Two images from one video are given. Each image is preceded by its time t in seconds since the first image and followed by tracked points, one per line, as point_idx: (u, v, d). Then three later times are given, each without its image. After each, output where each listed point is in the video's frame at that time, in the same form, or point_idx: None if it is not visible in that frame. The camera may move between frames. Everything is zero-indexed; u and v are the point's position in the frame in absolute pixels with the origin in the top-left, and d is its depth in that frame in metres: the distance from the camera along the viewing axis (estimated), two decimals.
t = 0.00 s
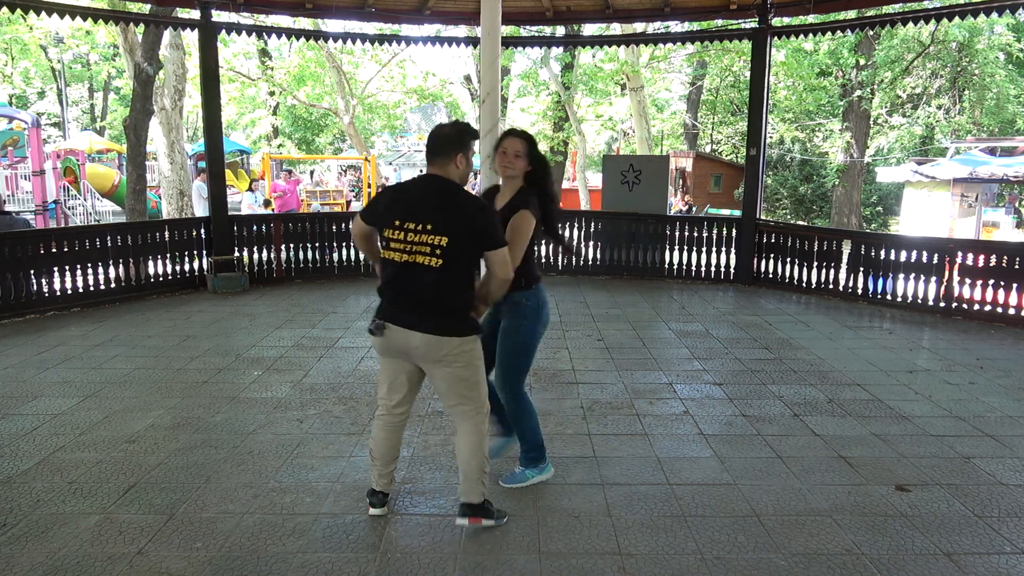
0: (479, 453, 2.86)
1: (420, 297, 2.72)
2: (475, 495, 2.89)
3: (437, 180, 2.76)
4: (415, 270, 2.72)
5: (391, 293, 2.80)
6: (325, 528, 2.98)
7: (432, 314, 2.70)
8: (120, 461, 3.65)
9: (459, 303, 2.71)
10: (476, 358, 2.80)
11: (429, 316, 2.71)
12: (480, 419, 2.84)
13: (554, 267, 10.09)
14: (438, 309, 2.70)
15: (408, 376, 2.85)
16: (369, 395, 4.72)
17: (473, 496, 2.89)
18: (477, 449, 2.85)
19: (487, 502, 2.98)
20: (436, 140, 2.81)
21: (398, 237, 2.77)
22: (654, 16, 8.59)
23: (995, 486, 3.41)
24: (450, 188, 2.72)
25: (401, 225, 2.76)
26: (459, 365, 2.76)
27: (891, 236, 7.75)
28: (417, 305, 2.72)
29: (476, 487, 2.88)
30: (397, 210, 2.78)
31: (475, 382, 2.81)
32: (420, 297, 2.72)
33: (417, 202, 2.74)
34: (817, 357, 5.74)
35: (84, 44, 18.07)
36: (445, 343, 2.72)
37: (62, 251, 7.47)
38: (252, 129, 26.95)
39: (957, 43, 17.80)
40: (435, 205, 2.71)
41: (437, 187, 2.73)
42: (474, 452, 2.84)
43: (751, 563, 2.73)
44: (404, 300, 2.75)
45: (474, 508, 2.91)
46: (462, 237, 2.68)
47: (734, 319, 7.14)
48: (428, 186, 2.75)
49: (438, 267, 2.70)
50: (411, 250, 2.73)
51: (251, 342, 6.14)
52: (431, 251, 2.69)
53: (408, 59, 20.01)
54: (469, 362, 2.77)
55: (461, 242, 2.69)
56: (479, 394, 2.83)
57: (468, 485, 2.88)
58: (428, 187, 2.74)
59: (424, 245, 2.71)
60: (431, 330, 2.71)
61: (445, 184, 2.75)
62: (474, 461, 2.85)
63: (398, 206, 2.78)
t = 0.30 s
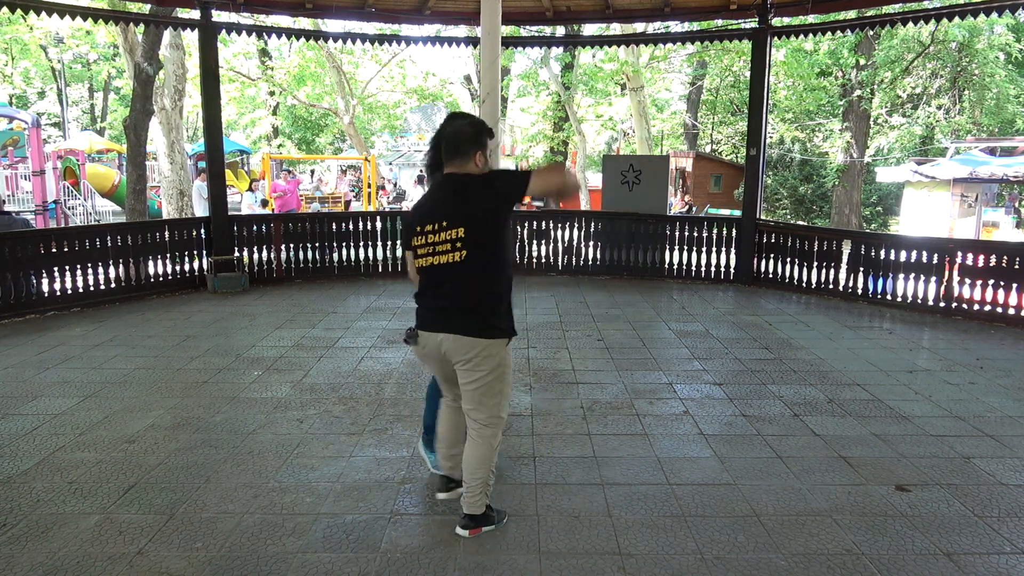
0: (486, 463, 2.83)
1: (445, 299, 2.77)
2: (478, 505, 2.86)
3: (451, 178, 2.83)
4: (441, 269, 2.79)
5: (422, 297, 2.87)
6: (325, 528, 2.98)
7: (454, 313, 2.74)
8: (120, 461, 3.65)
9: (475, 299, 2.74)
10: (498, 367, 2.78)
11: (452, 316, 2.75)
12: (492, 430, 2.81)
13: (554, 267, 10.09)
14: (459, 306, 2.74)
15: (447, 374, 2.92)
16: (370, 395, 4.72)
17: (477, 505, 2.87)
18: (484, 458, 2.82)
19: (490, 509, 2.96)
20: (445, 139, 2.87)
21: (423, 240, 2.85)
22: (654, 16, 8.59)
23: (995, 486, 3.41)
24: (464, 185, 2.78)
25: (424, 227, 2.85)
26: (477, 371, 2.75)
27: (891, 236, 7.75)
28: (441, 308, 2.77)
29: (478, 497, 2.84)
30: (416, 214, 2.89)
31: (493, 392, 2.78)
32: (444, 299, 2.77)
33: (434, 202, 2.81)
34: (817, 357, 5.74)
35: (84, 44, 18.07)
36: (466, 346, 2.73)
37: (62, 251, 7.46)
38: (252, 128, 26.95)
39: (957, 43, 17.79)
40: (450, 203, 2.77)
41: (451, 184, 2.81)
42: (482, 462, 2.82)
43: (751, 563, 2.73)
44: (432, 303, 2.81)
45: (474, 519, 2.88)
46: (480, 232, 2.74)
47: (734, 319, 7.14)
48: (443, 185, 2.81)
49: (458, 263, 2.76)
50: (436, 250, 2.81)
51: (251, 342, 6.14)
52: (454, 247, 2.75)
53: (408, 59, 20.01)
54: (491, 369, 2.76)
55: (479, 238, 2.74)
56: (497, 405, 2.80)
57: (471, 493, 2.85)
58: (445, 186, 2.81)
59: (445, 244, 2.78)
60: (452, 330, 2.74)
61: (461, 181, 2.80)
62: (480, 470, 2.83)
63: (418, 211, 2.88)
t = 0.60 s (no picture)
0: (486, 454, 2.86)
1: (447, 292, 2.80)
2: (479, 498, 2.89)
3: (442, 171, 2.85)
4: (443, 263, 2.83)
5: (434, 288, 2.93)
6: (325, 528, 2.98)
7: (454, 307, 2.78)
8: (120, 461, 3.64)
9: (472, 295, 2.75)
10: (493, 359, 2.79)
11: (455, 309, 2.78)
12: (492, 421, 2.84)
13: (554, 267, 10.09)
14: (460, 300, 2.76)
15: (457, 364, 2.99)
16: (370, 395, 4.72)
17: (477, 497, 2.90)
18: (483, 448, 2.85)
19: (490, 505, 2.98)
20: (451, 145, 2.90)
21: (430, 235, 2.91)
22: (654, 16, 8.59)
23: (995, 486, 3.41)
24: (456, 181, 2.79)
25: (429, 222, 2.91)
26: (471, 361, 2.79)
27: (891, 236, 7.76)
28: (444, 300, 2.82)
29: (478, 490, 2.88)
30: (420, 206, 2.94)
31: (485, 384, 2.79)
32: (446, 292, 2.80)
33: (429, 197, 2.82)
34: (817, 357, 5.74)
35: (84, 44, 18.06)
36: (458, 337, 2.79)
37: (62, 251, 7.46)
38: (252, 128, 26.96)
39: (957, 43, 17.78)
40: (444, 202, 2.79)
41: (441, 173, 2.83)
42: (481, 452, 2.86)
43: (751, 563, 2.73)
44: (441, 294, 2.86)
45: (478, 512, 2.92)
46: (477, 229, 2.76)
47: (734, 319, 7.14)
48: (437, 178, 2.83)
49: (456, 259, 2.79)
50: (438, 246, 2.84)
51: (251, 342, 6.14)
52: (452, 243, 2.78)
53: (408, 59, 20.02)
54: (479, 359, 2.78)
55: (476, 235, 2.76)
56: (490, 395, 2.80)
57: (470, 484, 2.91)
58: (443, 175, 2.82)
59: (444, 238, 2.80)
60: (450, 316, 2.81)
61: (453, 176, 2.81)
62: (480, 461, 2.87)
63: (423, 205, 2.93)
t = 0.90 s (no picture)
0: (449, 430, 3.16)
1: (446, 287, 3.05)
2: (444, 462, 3.20)
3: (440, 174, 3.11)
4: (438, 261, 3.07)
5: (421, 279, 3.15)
6: (325, 528, 2.98)
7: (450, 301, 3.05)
8: (120, 461, 3.64)
9: (469, 292, 3.05)
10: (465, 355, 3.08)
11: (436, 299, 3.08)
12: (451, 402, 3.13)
13: (554, 267, 10.09)
14: (458, 295, 3.04)
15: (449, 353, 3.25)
16: (370, 395, 4.72)
17: (440, 464, 3.21)
18: (441, 424, 3.16)
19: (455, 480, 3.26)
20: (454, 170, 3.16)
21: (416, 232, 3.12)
22: (654, 16, 8.59)
23: (995, 486, 3.41)
24: (462, 190, 3.08)
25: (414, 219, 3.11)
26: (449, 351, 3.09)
27: (891, 236, 7.76)
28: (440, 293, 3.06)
29: (441, 457, 3.18)
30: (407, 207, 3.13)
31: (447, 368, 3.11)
32: (443, 287, 3.06)
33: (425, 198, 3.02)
34: (817, 357, 5.74)
35: (84, 44, 18.05)
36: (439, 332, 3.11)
37: (62, 251, 7.46)
38: (252, 128, 26.96)
39: (957, 43, 17.76)
40: (447, 206, 3.03)
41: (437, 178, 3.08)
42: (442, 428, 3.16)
43: (751, 563, 2.73)
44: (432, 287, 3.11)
45: (433, 471, 3.24)
46: (474, 235, 3.07)
47: (734, 319, 7.14)
48: (434, 182, 3.06)
49: (455, 258, 3.05)
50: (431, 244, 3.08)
51: (251, 342, 6.14)
52: (451, 243, 3.05)
53: (408, 59, 20.02)
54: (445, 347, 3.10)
55: (473, 241, 3.07)
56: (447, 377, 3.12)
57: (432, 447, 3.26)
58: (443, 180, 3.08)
59: (439, 237, 3.05)
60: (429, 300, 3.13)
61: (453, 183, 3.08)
62: (441, 433, 3.17)
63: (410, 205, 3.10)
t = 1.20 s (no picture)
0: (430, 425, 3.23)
1: (442, 287, 3.08)
2: (429, 455, 3.31)
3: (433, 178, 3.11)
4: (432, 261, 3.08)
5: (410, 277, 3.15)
6: (325, 528, 2.98)
7: (446, 301, 3.08)
8: (120, 461, 3.64)
9: (464, 293, 3.11)
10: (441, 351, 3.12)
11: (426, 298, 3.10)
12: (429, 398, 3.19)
13: (554, 267, 10.09)
14: (455, 295, 3.09)
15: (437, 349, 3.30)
16: (370, 395, 4.72)
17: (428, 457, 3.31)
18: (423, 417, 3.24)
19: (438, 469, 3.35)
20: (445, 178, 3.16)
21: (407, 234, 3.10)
22: (654, 16, 8.59)
23: (995, 486, 3.41)
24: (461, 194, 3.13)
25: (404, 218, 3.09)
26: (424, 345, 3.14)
27: (891, 236, 7.76)
28: (436, 291, 3.08)
29: (430, 452, 3.28)
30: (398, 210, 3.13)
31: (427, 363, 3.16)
32: (439, 286, 3.08)
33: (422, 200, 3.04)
34: (817, 357, 5.74)
35: (84, 44, 18.05)
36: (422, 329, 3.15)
37: (62, 251, 7.46)
38: (252, 128, 26.95)
39: (957, 43, 17.77)
40: (446, 209, 3.08)
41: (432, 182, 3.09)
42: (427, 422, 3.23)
43: (751, 562, 2.73)
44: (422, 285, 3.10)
45: (422, 465, 3.35)
46: (469, 239, 3.13)
47: (734, 319, 7.14)
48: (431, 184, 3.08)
49: (452, 260, 3.09)
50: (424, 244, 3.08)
51: (251, 342, 6.14)
52: (448, 245, 3.08)
53: (408, 59, 20.03)
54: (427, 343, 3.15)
55: (468, 244, 3.13)
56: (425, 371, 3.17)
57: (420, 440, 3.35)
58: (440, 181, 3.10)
59: (434, 240, 3.07)
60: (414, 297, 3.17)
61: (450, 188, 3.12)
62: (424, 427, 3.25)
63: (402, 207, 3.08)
